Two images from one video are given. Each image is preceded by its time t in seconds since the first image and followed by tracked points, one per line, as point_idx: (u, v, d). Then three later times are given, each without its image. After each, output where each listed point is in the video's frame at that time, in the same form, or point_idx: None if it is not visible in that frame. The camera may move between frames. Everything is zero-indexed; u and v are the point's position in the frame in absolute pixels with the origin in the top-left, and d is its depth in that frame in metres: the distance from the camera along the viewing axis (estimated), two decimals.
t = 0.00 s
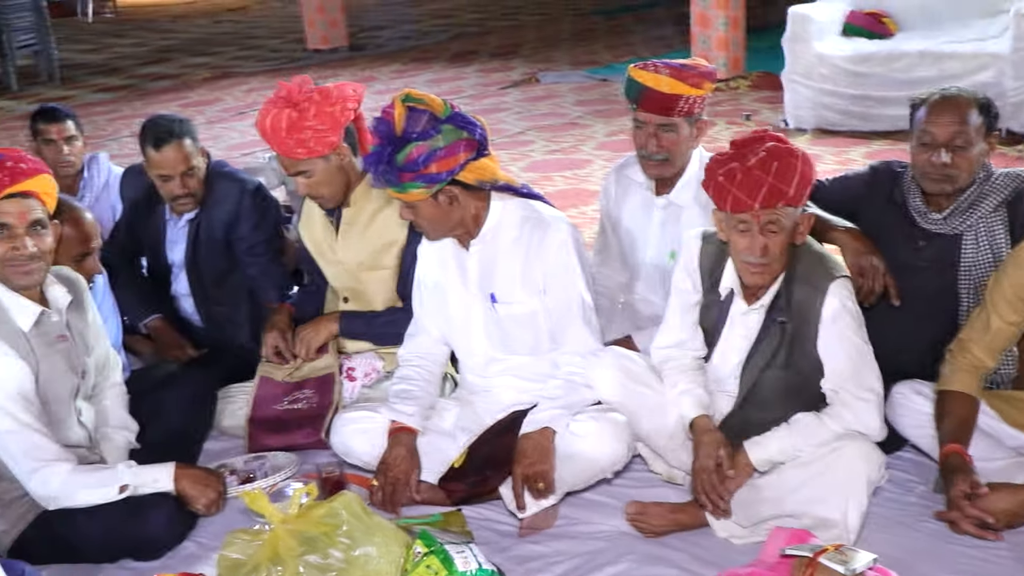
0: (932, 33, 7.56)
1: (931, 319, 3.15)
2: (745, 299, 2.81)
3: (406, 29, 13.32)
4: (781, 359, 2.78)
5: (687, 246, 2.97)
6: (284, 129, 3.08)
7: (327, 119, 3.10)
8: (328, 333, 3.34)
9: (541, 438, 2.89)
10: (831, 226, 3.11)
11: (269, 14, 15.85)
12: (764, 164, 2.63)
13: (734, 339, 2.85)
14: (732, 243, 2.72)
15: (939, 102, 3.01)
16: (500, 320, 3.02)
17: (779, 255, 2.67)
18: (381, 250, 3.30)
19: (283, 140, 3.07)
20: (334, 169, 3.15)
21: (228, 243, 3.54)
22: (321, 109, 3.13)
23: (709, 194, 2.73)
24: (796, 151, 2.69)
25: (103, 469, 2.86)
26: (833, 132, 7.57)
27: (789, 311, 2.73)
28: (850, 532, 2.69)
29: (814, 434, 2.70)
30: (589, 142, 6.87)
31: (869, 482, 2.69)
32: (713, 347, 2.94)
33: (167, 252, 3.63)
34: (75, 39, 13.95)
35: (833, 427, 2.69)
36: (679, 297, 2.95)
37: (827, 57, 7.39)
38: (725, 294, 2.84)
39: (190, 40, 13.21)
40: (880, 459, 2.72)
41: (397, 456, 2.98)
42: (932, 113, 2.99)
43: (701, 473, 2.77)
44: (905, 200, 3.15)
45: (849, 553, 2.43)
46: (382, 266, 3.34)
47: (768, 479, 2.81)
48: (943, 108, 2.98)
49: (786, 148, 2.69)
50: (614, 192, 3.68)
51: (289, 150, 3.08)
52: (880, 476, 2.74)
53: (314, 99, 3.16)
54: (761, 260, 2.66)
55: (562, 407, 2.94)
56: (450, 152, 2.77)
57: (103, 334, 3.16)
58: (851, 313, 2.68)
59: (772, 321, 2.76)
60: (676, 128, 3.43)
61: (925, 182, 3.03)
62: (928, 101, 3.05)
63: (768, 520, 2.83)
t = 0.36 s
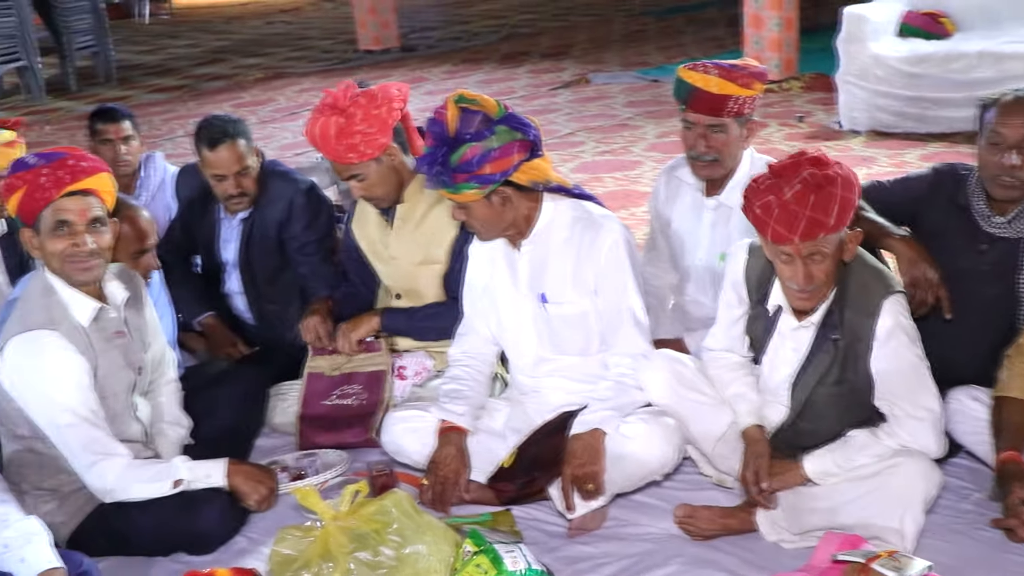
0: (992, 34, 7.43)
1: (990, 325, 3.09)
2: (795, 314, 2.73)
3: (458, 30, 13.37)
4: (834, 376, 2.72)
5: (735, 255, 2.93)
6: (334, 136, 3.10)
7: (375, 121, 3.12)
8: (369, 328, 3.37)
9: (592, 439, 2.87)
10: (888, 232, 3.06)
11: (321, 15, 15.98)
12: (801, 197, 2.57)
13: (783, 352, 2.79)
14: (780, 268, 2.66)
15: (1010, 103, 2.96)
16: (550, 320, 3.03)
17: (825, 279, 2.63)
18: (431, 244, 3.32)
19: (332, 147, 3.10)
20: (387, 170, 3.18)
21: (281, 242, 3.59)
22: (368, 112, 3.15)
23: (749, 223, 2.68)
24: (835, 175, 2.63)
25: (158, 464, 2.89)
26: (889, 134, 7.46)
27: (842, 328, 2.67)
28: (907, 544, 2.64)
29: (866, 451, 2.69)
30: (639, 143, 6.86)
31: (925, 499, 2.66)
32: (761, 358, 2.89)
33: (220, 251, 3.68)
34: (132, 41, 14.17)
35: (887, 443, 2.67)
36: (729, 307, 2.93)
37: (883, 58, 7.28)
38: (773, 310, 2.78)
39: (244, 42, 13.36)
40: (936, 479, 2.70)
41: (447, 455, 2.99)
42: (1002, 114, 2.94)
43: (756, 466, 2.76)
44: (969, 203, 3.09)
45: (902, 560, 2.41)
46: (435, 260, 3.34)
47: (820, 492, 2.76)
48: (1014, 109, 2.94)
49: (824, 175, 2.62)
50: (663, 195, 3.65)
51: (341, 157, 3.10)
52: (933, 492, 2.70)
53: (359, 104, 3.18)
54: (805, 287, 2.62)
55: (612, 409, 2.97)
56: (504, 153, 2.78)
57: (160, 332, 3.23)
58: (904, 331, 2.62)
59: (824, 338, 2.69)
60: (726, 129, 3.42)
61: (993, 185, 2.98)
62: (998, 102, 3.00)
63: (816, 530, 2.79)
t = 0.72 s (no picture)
0: None
1: None
2: (826, 328, 2.69)
3: (507, 30, 13.40)
4: (872, 388, 2.68)
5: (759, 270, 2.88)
6: (377, 143, 3.10)
7: (416, 126, 3.11)
8: (419, 325, 3.35)
9: (639, 441, 2.87)
10: (943, 237, 3.02)
11: (371, 14, 16.06)
12: (823, 221, 2.52)
13: (818, 366, 2.74)
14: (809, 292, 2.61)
15: None
16: (600, 322, 3.02)
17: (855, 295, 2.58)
18: (475, 245, 3.34)
19: (376, 153, 3.10)
20: (430, 174, 3.19)
21: (332, 240, 3.63)
22: (410, 116, 3.14)
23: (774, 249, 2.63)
24: (855, 195, 2.57)
25: (208, 457, 2.92)
26: (943, 137, 7.35)
27: (875, 341, 2.62)
28: (959, 552, 2.61)
29: (912, 464, 2.62)
30: (689, 145, 6.83)
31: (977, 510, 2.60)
32: (801, 370, 2.82)
33: (270, 247, 3.73)
34: (186, 40, 14.34)
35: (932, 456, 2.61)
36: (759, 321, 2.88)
37: (938, 60, 7.19)
38: (802, 326, 2.74)
39: (295, 40, 13.47)
40: (987, 487, 2.61)
41: (494, 454, 3.00)
42: None
43: (792, 479, 2.75)
44: None
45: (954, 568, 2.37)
46: (481, 260, 3.37)
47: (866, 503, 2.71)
48: None
49: (842, 195, 2.57)
50: (713, 197, 3.62)
51: (384, 161, 3.10)
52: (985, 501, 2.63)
53: (401, 108, 3.17)
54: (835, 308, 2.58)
55: (659, 410, 2.93)
56: (558, 152, 2.78)
57: (211, 327, 3.27)
58: (937, 339, 2.55)
59: (857, 351, 2.65)
60: (775, 131, 3.40)
61: None
62: None
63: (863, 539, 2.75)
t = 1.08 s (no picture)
0: None
1: None
2: (868, 329, 2.67)
3: (556, 27, 13.40)
4: (916, 391, 2.63)
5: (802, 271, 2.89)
6: (421, 147, 3.09)
7: (459, 129, 3.09)
8: (463, 325, 3.34)
9: (686, 440, 2.87)
10: (998, 238, 2.98)
11: (419, 10, 16.12)
12: (832, 221, 2.52)
13: (863, 368, 2.71)
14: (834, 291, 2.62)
15: None
16: (648, 321, 3.02)
17: (873, 298, 2.56)
18: (521, 246, 3.34)
19: (421, 157, 3.09)
20: (476, 174, 3.18)
21: (381, 236, 3.67)
22: (453, 119, 3.11)
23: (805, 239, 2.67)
24: (876, 199, 2.52)
25: (257, 449, 2.95)
26: (999, 137, 7.24)
27: (917, 342, 2.57)
28: (1012, 559, 2.57)
29: (960, 472, 2.57)
30: (738, 144, 6.78)
31: None
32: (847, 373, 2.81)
33: (320, 243, 3.79)
34: (237, 35, 14.49)
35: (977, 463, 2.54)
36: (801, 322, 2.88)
37: (994, 58, 7.17)
38: (842, 329, 2.77)
39: (346, 37, 13.56)
40: None
41: (540, 451, 3.03)
42: None
43: (838, 476, 2.77)
44: None
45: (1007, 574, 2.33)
46: (528, 259, 3.37)
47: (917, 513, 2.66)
48: None
49: (863, 197, 2.54)
50: (764, 197, 3.59)
51: (429, 165, 3.09)
52: None
53: (443, 112, 3.14)
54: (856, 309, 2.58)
55: (707, 410, 2.92)
56: (610, 151, 2.78)
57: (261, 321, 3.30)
58: (980, 340, 2.48)
59: (900, 352, 2.61)
60: (828, 130, 3.37)
61: None
62: None
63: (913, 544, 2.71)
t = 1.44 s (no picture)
0: None
1: None
2: (916, 328, 2.65)
3: (597, 27, 13.39)
4: (963, 393, 2.60)
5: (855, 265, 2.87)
6: (464, 143, 3.10)
7: (503, 125, 3.11)
8: (501, 321, 3.34)
9: (724, 442, 2.86)
10: None
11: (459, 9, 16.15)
12: (888, 214, 2.51)
13: (909, 368, 2.69)
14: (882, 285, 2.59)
15: None
16: (687, 323, 3.01)
17: (921, 296, 2.52)
18: (562, 244, 3.34)
19: (464, 154, 3.11)
20: (518, 172, 3.19)
21: (420, 234, 3.69)
22: (496, 116, 3.13)
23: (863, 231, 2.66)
24: (935, 198, 2.51)
25: (296, 444, 2.97)
26: None
27: (967, 342, 2.54)
28: None
29: (1004, 474, 2.53)
30: (779, 145, 6.75)
31: None
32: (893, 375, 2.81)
33: (360, 240, 3.83)
34: (279, 33, 14.60)
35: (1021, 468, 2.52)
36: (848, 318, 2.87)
37: None
38: (893, 325, 2.75)
39: (387, 35, 13.63)
40: None
41: (576, 450, 3.03)
42: None
43: (871, 478, 2.73)
44: None
45: None
46: (568, 257, 3.37)
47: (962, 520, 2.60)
48: None
49: (922, 195, 2.52)
50: (805, 199, 3.58)
51: (472, 162, 3.10)
52: None
53: (486, 109, 3.16)
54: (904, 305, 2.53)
55: (746, 412, 2.90)
56: (661, 145, 2.78)
57: (301, 317, 3.33)
58: None
59: (948, 352, 2.59)
60: (870, 132, 3.34)
61: None
62: None
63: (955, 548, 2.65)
